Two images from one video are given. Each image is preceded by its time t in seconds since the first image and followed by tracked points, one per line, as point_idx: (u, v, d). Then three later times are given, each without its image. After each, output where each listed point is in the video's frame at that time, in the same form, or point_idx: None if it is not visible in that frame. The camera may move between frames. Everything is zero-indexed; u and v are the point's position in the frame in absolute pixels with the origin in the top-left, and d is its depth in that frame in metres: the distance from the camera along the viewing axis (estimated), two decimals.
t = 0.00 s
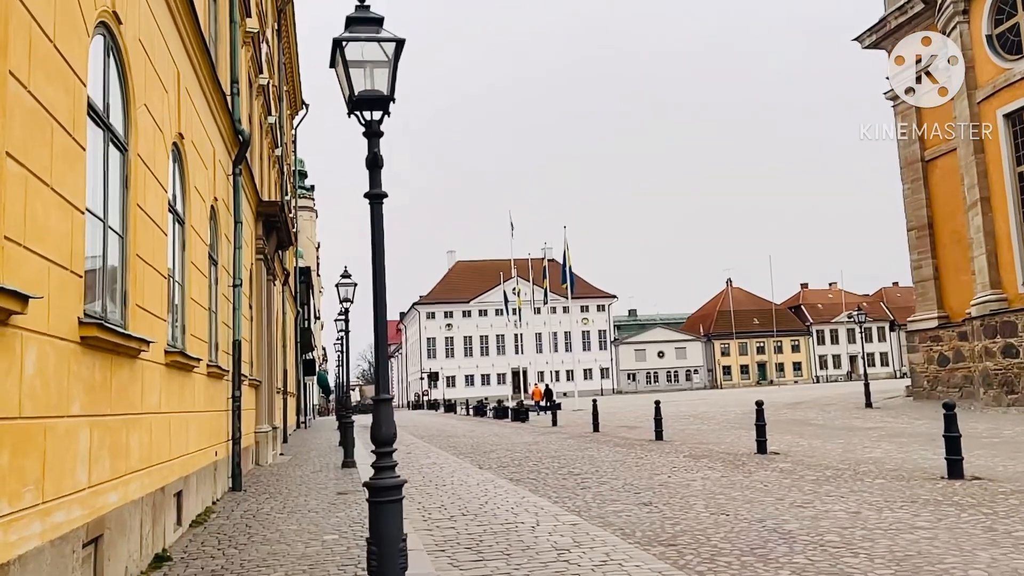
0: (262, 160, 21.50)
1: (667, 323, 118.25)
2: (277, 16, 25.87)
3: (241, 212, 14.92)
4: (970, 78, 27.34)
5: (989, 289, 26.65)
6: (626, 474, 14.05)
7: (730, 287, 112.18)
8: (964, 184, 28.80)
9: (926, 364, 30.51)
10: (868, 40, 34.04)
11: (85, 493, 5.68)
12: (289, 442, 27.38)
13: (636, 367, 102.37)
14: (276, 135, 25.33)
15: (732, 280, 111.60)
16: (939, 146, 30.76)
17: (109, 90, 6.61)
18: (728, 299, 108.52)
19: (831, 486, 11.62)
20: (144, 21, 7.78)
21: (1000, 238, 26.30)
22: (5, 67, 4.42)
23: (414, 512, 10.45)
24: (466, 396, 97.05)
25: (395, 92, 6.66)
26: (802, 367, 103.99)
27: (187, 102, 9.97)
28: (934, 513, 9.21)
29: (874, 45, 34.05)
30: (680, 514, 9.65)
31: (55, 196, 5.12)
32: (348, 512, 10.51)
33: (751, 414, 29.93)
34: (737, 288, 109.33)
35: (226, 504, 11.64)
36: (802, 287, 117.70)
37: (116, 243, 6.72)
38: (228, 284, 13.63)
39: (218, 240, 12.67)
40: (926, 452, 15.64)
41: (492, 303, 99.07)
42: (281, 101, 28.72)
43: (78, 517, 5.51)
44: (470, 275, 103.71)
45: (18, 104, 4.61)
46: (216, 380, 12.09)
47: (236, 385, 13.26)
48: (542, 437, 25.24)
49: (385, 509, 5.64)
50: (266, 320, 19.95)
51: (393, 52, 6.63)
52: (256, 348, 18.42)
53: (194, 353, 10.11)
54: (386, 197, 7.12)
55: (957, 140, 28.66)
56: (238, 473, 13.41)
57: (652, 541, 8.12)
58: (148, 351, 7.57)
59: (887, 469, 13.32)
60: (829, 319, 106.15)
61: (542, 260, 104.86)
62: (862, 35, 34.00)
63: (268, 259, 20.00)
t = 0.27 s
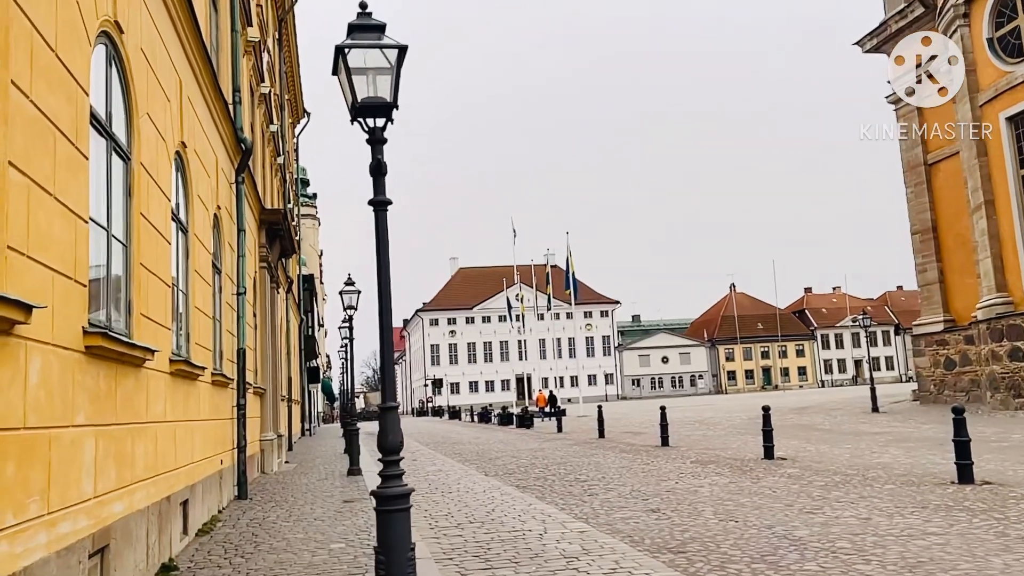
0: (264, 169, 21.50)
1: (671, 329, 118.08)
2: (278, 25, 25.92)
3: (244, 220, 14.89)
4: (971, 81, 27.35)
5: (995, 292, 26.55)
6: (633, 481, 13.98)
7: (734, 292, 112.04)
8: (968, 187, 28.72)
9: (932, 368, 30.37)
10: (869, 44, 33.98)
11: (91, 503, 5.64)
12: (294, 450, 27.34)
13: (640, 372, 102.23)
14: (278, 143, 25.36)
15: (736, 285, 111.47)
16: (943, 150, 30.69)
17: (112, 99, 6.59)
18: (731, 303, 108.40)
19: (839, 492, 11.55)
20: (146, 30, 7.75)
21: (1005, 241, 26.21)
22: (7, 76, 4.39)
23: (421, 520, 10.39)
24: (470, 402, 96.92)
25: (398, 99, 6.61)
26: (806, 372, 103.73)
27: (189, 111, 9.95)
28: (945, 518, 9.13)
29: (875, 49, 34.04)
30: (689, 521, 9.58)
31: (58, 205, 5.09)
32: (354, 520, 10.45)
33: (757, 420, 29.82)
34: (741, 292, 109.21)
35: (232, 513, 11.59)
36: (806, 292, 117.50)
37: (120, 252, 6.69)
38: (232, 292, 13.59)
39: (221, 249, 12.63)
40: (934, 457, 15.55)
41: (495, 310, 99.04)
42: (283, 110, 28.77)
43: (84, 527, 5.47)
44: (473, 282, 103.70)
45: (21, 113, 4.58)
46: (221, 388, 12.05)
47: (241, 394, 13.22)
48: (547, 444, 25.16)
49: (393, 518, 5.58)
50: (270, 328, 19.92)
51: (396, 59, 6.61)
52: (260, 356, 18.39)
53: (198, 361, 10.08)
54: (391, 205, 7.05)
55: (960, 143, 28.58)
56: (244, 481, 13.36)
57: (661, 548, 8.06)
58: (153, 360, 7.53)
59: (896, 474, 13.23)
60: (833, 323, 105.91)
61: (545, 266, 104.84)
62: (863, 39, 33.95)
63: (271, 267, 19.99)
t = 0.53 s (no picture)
0: (274, 170, 21.51)
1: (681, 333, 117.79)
2: (288, 26, 25.94)
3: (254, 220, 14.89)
4: (982, 87, 27.17)
5: (1008, 299, 26.34)
6: (643, 485, 13.90)
7: (744, 296, 111.68)
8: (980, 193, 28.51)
9: (944, 374, 30.14)
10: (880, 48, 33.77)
11: (101, 503, 5.62)
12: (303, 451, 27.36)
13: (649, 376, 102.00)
14: (289, 144, 25.39)
15: (745, 289, 111.13)
16: (955, 155, 30.48)
17: (122, 98, 6.57)
18: (741, 308, 108.05)
19: (852, 498, 11.43)
20: (156, 29, 7.74)
21: (1018, 247, 26.01)
22: (18, 74, 4.38)
23: (431, 522, 10.34)
24: (479, 405, 96.84)
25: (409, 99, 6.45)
26: (816, 377, 103.26)
27: (199, 111, 9.94)
28: (960, 526, 9.02)
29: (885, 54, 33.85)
30: (700, 527, 9.51)
31: (68, 204, 5.07)
32: (363, 522, 10.41)
33: (767, 425, 29.67)
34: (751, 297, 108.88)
35: (241, 513, 11.57)
36: (817, 297, 117.02)
37: (130, 252, 6.67)
38: (241, 293, 13.58)
39: (231, 249, 12.63)
40: (947, 464, 15.39)
41: (504, 313, 99.02)
42: (293, 112, 28.82)
43: (95, 527, 5.44)
44: (482, 285, 103.69)
45: (32, 112, 4.56)
46: (231, 389, 12.04)
47: (250, 395, 13.21)
48: (557, 447, 25.07)
49: (404, 522, 5.54)
50: (280, 329, 19.93)
51: (407, 59, 6.44)
52: (270, 357, 18.38)
53: (208, 361, 10.07)
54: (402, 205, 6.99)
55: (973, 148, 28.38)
56: (253, 482, 13.35)
57: (673, 554, 7.99)
58: (164, 360, 7.51)
59: (909, 481, 13.11)
60: (843, 328, 105.41)
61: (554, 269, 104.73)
62: (874, 43, 33.76)
63: (280, 269, 20.00)
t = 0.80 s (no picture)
0: (274, 164, 21.45)
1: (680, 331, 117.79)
2: (289, 19, 25.85)
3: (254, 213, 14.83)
4: (985, 87, 27.11)
5: (1008, 300, 26.30)
6: (642, 483, 13.87)
7: (744, 295, 111.65)
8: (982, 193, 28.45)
9: (943, 375, 30.11)
10: (882, 47, 33.65)
11: (99, 496, 5.58)
12: (302, 446, 27.32)
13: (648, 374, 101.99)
14: (289, 138, 25.33)
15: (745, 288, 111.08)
16: (956, 155, 30.40)
17: (121, 88, 6.52)
18: (741, 307, 108.06)
19: (852, 498, 11.41)
20: (156, 19, 7.69)
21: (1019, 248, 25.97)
22: (16, 62, 4.33)
23: (429, 518, 10.31)
24: (478, 401, 96.83)
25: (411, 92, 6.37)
26: (815, 377, 103.26)
27: (199, 102, 9.89)
28: (961, 527, 8.99)
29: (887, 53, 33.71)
30: (700, 525, 9.48)
31: (67, 194, 5.02)
32: (362, 517, 10.37)
33: (766, 424, 29.64)
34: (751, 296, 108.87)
35: (240, 507, 11.54)
36: (817, 296, 117.01)
37: (129, 243, 6.63)
38: (241, 286, 13.53)
39: (230, 242, 12.60)
40: (947, 465, 15.38)
41: (504, 309, 98.97)
42: (294, 106, 28.75)
43: (92, 520, 5.40)
44: (482, 281, 103.64)
45: (30, 100, 4.52)
46: (230, 383, 12.01)
47: (249, 389, 13.18)
48: (555, 444, 25.04)
49: (405, 518, 5.50)
50: (279, 323, 19.90)
51: (409, 51, 6.34)
52: (269, 351, 18.35)
53: (207, 354, 10.03)
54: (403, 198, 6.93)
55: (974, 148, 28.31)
56: (252, 476, 13.32)
57: (673, 553, 7.95)
58: (162, 353, 7.48)
59: (909, 481, 13.08)
60: (843, 328, 105.39)
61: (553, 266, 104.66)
62: (876, 43, 33.65)
63: (280, 262, 19.95)
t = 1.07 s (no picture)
0: (267, 152, 21.32)
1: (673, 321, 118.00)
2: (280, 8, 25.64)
3: (246, 202, 14.74)
4: (978, 77, 27.05)
5: (1000, 289, 26.39)
6: (637, 473, 13.87)
7: (736, 285, 111.88)
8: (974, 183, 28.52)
9: (935, 364, 30.23)
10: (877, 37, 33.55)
11: (89, 488, 5.53)
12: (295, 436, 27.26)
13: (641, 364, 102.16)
14: (281, 127, 25.17)
15: (738, 278, 111.27)
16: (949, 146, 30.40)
17: (110, 74, 6.43)
18: (733, 297, 108.24)
19: (846, 487, 11.42)
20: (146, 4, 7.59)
21: (1011, 237, 26.04)
22: (4, 47, 4.26)
23: (424, 509, 10.30)
24: (471, 391, 96.88)
25: (406, 79, 6.27)
26: (808, 366, 103.64)
27: (190, 89, 9.80)
28: (954, 516, 9.02)
29: (882, 42, 33.58)
30: (694, 514, 9.48)
31: (55, 182, 4.96)
32: (356, 507, 10.35)
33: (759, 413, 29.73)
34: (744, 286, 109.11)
35: (233, 498, 11.51)
36: (809, 286, 117.30)
37: (119, 232, 6.55)
38: (234, 276, 13.45)
39: (223, 231, 12.51)
40: (939, 454, 15.43)
41: (497, 299, 98.94)
42: (286, 95, 28.60)
43: (83, 512, 5.35)
44: (476, 271, 103.54)
45: (17, 85, 4.45)
46: (222, 373, 11.94)
47: (242, 379, 13.13)
48: (549, 433, 25.07)
49: (399, 508, 5.47)
50: (272, 312, 19.83)
51: (404, 36, 6.22)
52: (262, 341, 18.27)
53: (200, 344, 9.97)
54: (397, 186, 6.86)
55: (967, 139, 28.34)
56: (245, 467, 13.27)
57: (667, 542, 7.95)
58: (153, 343, 7.40)
59: (902, 471, 13.12)
60: (835, 318, 105.72)
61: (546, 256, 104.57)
62: (871, 32, 33.56)
63: (273, 252, 19.86)
